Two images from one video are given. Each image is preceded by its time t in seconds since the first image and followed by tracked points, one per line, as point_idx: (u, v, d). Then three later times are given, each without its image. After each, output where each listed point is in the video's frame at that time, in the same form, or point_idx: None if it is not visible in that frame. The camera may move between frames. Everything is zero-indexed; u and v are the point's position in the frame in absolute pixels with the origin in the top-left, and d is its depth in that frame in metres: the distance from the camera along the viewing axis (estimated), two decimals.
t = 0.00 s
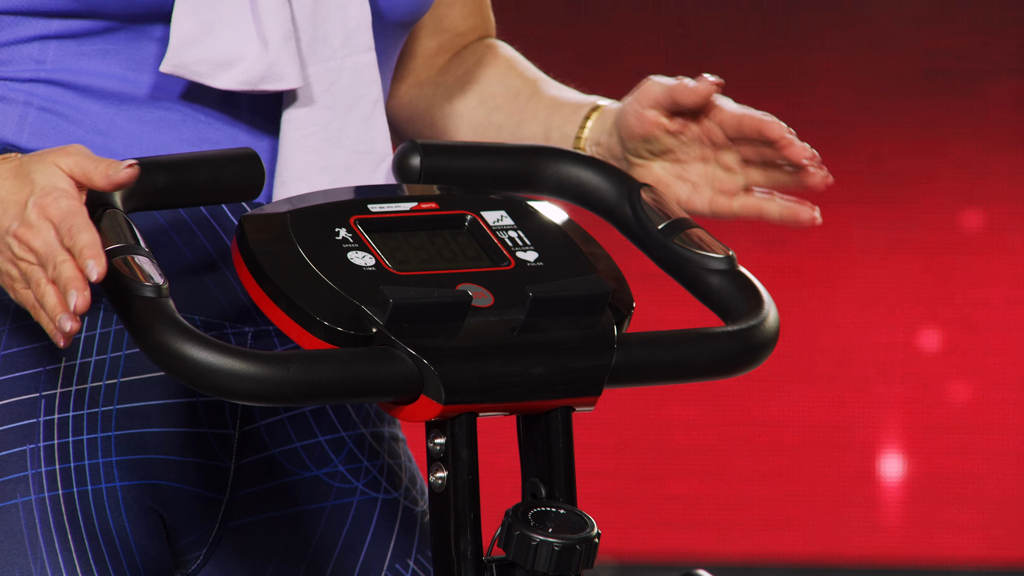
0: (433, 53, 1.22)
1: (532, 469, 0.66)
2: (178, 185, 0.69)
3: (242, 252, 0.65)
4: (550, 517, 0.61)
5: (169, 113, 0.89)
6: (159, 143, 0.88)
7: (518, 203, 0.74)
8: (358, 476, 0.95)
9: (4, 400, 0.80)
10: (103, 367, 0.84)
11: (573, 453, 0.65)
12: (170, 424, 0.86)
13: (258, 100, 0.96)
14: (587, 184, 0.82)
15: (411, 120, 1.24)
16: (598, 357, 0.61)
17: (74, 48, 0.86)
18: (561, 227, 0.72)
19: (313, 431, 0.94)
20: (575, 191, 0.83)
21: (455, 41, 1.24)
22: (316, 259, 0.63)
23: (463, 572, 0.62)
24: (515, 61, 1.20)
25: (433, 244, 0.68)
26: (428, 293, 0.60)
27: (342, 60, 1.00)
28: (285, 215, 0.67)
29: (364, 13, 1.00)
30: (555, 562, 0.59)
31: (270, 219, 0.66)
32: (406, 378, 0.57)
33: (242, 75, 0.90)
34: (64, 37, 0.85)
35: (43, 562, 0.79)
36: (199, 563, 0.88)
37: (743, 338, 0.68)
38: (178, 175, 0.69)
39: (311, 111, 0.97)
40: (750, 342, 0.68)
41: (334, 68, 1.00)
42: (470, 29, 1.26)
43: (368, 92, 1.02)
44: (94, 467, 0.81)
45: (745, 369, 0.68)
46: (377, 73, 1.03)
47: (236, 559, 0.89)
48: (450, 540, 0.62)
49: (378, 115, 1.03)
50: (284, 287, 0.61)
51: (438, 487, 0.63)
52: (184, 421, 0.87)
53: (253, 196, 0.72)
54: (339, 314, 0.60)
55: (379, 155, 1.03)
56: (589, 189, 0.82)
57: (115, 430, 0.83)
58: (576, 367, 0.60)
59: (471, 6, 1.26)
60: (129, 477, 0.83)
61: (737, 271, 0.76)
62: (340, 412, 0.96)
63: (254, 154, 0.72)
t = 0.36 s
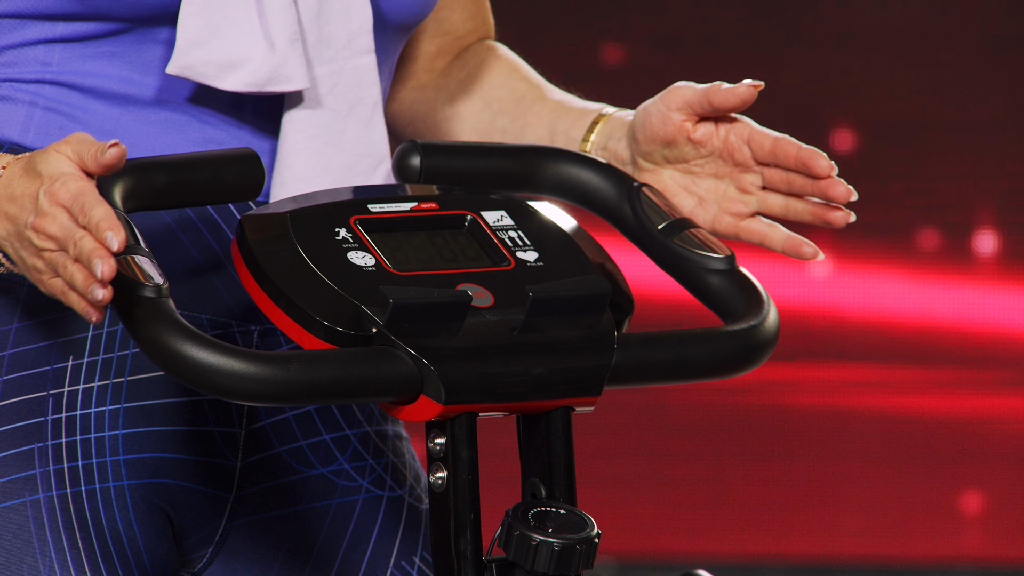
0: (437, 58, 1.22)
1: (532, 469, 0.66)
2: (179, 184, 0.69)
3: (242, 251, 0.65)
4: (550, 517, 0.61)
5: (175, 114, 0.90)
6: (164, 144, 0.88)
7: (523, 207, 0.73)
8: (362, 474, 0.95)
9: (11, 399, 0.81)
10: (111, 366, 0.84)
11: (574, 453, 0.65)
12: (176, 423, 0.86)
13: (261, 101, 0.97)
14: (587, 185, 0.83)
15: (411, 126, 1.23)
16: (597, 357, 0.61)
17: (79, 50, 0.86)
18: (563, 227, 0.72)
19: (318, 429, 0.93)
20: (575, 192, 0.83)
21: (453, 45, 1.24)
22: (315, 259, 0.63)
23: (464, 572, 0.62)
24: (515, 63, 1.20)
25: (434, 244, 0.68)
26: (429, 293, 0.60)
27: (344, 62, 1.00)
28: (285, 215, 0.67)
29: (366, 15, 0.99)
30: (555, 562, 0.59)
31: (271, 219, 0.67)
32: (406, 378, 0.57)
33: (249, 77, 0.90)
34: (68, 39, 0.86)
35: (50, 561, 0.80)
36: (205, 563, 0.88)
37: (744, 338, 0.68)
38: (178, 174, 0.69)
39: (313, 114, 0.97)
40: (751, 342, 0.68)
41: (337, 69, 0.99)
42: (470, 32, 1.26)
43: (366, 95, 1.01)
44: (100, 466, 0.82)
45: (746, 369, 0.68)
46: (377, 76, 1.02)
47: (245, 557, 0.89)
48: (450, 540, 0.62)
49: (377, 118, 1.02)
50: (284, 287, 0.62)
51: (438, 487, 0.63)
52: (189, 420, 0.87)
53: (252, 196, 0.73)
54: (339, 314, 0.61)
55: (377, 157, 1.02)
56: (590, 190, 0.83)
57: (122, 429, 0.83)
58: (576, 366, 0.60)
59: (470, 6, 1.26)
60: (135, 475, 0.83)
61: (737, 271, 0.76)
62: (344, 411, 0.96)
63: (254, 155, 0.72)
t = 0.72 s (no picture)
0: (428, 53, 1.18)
1: (533, 469, 0.66)
2: (179, 184, 0.69)
3: (242, 250, 0.65)
4: (551, 517, 0.61)
5: (169, 115, 0.90)
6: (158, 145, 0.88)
7: (523, 207, 0.73)
8: (349, 477, 0.95)
9: (5, 399, 0.80)
10: (103, 367, 0.84)
11: (574, 453, 0.65)
12: (168, 424, 0.86)
13: (257, 101, 0.96)
14: (587, 185, 0.83)
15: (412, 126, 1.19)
16: (597, 358, 0.61)
17: (73, 49, 0.86)
18: (562, 227, 0.72)
19: (307, 431, 0.93)
20: (574, 191, 0.83)
21: (446, 34, 1.18)
22: (317, 261, 0.63)
23: (463, 572, 0.62)
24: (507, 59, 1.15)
25: (433, 244, 0.68)
26: (429, 294, 0.60)
27: (341, 60, 0.98)
28: (285, 215, 0.67)
29: (362, 13, 0.98)
30: (555, 562, 0.59)
31: (271, 219, 0.66)
32: (406, 378, 0.57)
33: (241, 76, 0.88)
34: (62, 38, 0.85)
35: (43, 561, 0.79)
36: (192, 563, 0.87)
37: (744, 338, 0.68)
38: (179, 173, 0.69)
39: (310, 112, 0.96)
40: (751, 342, 0.68)
41: (333, 68, 0.98)
42: (467, 19, 1.20)
43: (366, 93, 1.00)
44: (93, 466, 0.82)
45: (746, 370, 0.68)
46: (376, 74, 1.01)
47: (228, 558, 0.88)
48: (450, 540, 0.62)
49: (377, 116, 1.00)
50: (283, 286, 0.61)
51: (439, 487, 0.63)
52: (181, 422, 0.86)
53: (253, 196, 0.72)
54: (338, 313, 0.60)
55: (378, 154, 1.01)
56: (590, 190, 0.83)
57: (113, 430, 0.83)
58: (575, 367, 0.60)
59: None
60: (128, 476, 0.83)
61: (738, 272, 0.76)
62: (333, 413, 0.96)
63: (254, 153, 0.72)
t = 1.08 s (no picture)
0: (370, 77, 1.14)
1: (533, 469, 0.66)
2: (180, 185, 0.68)
3: (242, 249, 0.65)
4: (551, 517, 0.61)
5: (144, 123, 0.88)
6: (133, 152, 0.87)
7: (521, 206, 0.74)
8: (312, 486, 0.94)
9: None
10: (76, 372, 0.83)
11: (573, 453, 0.65)
12: (141, 430, 0.85)
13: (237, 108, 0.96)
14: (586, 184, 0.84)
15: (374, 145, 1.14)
16: (598, 358, 0.61)
17: (49, 54, 0.85)
18: (562, 227, 0.72)
19: (271, 440, 0.93)
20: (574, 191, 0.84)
21: (390, 55, 1.15)
22: (317, 261, 0.63)
23: (464, 572, 0.62)
24: (449, 79, 1.12)
25: (434, 244, 0.68)
26: (429, 293, 0.60)
27: (320, 71, 0.98)
28: (285, 215, 0.67)
29: (342, 24, 0.98)
30: (555, 562, 0.59)
31: (271, 219, 0.66)
32: (406, 378, 0.57)
33: (223, 83, 0.89)
34: (40, 42, 0.85)
35: (16, 565, 0.79)
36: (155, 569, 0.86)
37: (744, 338, 0.68)
38: (178, 175, 0.69)
39: (289, 121, 0.96)
40: (750, 342, 0.68)
41: (313, 78, 0.98)
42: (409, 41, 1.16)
43: (343, 103, 0.99)
44: (66, 471, 0.81)
45: (745, 370, 0.69)
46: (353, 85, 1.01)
47: (190, 565, 0.86)
48: (450, 540, 0.62)
49: (353, 128, 1.00)
50: (283, 287, 0.61)
51: (439, 487, 0.63)
52: (153, 427, 0.86)
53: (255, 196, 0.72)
54: (338, 314, 0.60)
55: (353, 166, 0.99)
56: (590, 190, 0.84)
57: (85, 435, 0.83)
58: (576, 367, 0.60)
59: (411, 18, 1.18)
60: (100, 481, 0.83)
61: (737, 272, 0.76)
62: (297, 422, 0.96)
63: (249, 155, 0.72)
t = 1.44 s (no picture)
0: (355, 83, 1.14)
1: (532, 469, 0.66)
2: (179, 184, 0.68)
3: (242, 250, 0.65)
4: (551, 517, 0.61)
5: (144, 123, 0.89)
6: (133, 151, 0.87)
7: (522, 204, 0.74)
8: (304, 484, 0.94)
9: None
10: (78, 370, 0.83)
11: (573, 453, 0.65)
12: (142, 428, 0.85)
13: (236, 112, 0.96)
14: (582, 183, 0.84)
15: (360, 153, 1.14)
16: (598, 358, 0.61)
17: (46, 56, 0.85)
18: (562, 228, 0.72)
19: (265, 438, 0.92)
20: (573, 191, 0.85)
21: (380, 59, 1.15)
22: (316, 261, 0.63)
23: (463, 572, 0.62)
24: (439, 82, 1.12)
25: (434, 244, 0.68)
26: (427, 293, 0.60)
27: (317, 75, 0.99)
28: (285, 215, 0.67)
29: (337, 28, 0.98)
30: (555, 562, 0.59)
31: (271, 218, 0.67)
32: (407, 378, 0.57)
33: (224, 88, 0.89)
34: (36, 44, 0.85)
35: (22, 563, 0.80)
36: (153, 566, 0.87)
37: (744, 338, 0.68)
38: (177, 174, 0.69)
39: (288, 127, 0.96)
40: (751, 342, 0.68)
41: (311, 82, 0.98)
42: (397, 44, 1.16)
43: (339, 107, 1.00)
44: (69, 469, 0.81)
45: (745, 369, 0.68)
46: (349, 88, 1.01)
47: (187, 563, 0.87)
48: (450, 540, 0.62)
49: (349, 130, 1.00)
50: (284, 287, 0.61)
51: (438, 487, 0.63)
52: (152, 425, 0.85)
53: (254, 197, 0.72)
54: (339, 314, 0.60)
55: (350, 168, 0.99)
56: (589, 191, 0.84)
57: (88, 434, 0.82)
58: (576, 367, 0.60)
59: (397, 21, 1.18)
60: (102, 479, 0.83)
61: (737, 271, 0.76)
62: (288, 419, 0.95)
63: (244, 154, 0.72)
